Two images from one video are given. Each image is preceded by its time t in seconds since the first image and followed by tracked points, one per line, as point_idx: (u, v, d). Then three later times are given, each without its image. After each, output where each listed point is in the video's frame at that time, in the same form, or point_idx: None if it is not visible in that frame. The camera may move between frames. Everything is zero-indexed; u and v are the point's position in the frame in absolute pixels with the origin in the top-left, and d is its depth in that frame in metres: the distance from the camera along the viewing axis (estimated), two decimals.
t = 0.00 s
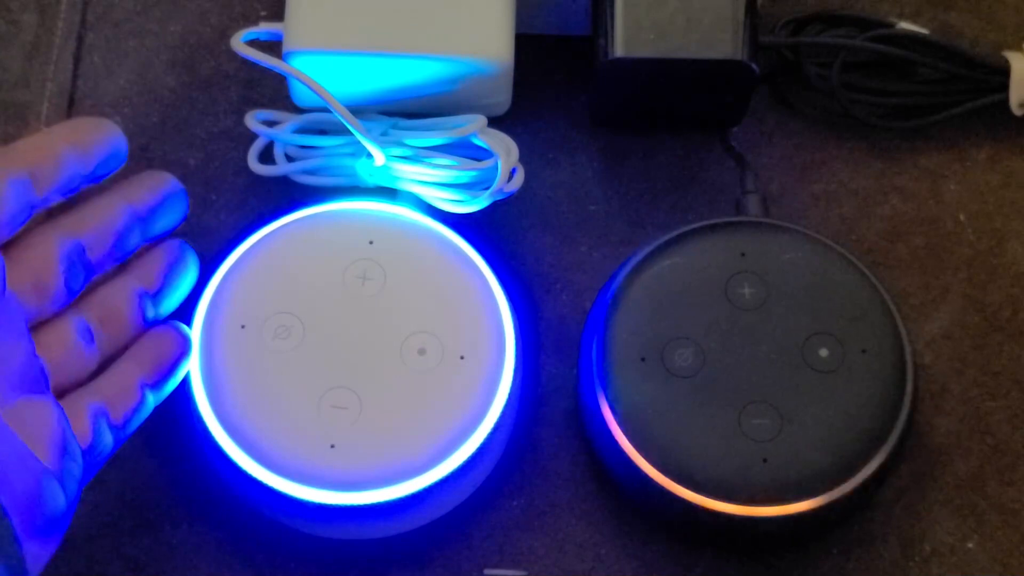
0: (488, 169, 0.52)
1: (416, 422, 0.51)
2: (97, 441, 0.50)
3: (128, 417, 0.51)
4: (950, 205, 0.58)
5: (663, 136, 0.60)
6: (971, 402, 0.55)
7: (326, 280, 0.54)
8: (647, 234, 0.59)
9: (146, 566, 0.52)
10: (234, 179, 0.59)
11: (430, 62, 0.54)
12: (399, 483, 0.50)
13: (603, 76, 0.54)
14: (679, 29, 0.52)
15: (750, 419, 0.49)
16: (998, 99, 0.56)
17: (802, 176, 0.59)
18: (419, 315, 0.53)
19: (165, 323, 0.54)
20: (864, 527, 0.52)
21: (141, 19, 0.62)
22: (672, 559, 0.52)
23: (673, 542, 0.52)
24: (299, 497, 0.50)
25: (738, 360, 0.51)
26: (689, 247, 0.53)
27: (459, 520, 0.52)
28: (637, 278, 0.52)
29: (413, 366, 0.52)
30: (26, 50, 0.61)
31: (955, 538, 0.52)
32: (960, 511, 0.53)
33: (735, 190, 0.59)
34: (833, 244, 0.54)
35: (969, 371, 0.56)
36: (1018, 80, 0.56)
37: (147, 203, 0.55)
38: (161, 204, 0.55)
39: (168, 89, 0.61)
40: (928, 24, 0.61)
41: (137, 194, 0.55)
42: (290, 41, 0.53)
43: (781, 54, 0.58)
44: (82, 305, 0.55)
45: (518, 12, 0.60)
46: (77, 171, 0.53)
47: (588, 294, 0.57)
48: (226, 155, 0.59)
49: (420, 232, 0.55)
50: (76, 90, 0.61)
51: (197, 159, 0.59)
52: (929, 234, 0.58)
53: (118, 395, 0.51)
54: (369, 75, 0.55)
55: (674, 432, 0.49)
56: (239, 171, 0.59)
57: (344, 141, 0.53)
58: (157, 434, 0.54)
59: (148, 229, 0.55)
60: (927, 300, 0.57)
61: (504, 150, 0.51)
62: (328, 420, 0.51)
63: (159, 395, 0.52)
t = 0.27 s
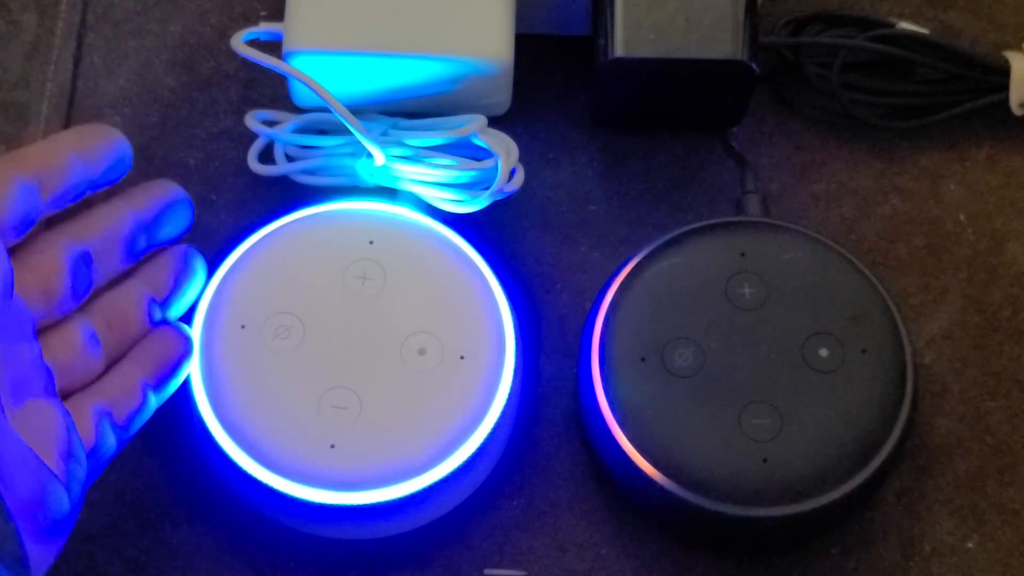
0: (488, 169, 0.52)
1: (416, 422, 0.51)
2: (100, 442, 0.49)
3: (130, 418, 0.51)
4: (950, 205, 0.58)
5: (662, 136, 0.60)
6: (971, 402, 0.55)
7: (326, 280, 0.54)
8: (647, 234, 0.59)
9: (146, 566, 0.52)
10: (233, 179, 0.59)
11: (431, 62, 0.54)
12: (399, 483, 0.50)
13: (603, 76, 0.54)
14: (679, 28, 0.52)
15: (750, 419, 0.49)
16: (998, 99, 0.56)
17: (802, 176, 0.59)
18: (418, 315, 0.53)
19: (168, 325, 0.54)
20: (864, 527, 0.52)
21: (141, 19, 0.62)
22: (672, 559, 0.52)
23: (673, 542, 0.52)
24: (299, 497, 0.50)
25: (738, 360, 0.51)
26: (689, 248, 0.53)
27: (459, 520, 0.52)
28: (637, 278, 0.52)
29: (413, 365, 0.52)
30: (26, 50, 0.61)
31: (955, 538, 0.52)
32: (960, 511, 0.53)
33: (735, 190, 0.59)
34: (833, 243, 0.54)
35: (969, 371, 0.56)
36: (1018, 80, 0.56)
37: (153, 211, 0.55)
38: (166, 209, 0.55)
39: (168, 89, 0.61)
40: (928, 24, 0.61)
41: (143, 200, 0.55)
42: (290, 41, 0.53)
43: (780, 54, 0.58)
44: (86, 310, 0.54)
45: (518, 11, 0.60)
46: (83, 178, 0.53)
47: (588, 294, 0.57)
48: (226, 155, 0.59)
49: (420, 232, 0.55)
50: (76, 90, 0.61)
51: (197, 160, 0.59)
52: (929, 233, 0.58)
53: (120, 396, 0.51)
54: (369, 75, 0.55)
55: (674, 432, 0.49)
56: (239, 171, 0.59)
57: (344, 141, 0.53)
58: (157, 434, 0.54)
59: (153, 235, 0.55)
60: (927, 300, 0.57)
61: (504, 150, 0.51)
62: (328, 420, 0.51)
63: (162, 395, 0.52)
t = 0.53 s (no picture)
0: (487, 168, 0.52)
1: (416, 422, 0.51)
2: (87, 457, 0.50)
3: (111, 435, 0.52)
4: (950, 205, 0.58)
5: (662, 136, 0.60)
6: (971, 402, 0.55)
7: (326, 280, 0.54)
8: (647, 234, 0.59)
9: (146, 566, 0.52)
10: (233, 179, 0.59)
11: (431, 62, 0.53)
12: (399, 483, 0.50)
13: (604, 76, 0.54)
14: (679, 28, 0.52)
15: (750, 419, 0.49)
16: (998, 99, 0.56)
17: (802, 176, 0.59)
18: (418, 315, 0.53)
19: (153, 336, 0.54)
20: (865, 526, 0.52)
21: (141, 18, 0.62)
22: (672, 559, 0.52)
23: (673, 542, 0.52)
24: (299, 497, 0.50)
25: (738, 359, 0.51)
26: (689, 248, 0.53)
27: (459, 520, 0.52)
28: (637, 278, 0.52)
29: (413, 365, 0.52)
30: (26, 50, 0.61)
31: (955, 538, 0.52)
32: (960, 511, 0.53)
33: (734, 190, 0.59)
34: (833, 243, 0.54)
35: (969, 371, 0.56)
36: (1018, 80, 0.56)
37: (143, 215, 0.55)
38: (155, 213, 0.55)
39: (168, 89, 0.61)
40: (928, 24, 0.61)
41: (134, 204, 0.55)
42: (290, 41, 0.53)
43: (781, 54, 0.58)
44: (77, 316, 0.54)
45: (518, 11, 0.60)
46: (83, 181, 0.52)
47: (588, 293, 0.57)
48: (226, 155, 0.59)
49: (420, 232, 0.55)
50: (76, 89, 0.61)
51: (197, 159, 0.59)
52: (929, 233, 0.58)
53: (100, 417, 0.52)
54: (369, 75, 0.55)
55: (674, 432, 0.49)
56: (239, 171, 0.59)
57: (343, 142, 0.53)
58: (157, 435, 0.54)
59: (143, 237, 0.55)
60: (927, 300, 0.57)
61: (504, 150, 0.51)
62: (328, 420, 0.51)
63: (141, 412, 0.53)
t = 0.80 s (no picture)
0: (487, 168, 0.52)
1: (415, 423, 0.51)
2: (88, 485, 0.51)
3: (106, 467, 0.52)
4: (950, 205, 0.58)
5: (662, 136, 0.60)
6: (971, 402, 0.55)
7: (326, 280, 0.54)
8: (646, 234, 0.59)
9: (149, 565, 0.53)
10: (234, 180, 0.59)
11: (431, 62, 0.53)
12: (399, 483, 0.50)
13: (604, 76, 0.54)
14: (679, 29, 0.52)
15: (750, 419, 0.49)
16: (998, 99, 0.56)
17: (802, 176, 0.59)
18: (418, 316, 0.53)
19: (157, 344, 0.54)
20: (864, 526, 0.52)
21: (141, 18, 0.62)
22: (671, 559, 0.52)
23: (673, 542, 0.53)
24: (300, 498, 0.50)
25: (738, 359, 0.51)
26: (689, 248, 0.53)
27: (459, 520, 0.53)
28: (637, 278, 0.52)
29: (412, 366, 0.52)
30: (26, 50, 0.61)
31: (955, 538, 0.53)
32: (960, 511, 0.53)
33: (734, 190, 0.59)
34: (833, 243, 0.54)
35: (969, 371, 0.56)
36: (1018, 80, 0.56)
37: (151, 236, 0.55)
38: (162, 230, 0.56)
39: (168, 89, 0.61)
40: (928, 24, 0.61)
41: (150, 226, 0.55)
42: (290, 41, 0.53)
43: (781, 54, 0.57)
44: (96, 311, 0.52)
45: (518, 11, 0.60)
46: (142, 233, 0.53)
47: (588, 294, 0.57)
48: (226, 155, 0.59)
49: (420, 232, 0.55)
50: (76, 89, 0.61)
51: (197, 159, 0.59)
52: (929, 233, 0.58)
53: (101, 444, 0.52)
54: (368, 75, 0.55)
55: (674, 432, 0.49)
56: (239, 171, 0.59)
57: (345, 141, 0.53)
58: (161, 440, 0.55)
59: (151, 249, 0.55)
60: (927, 300, 0.57)
61: (504, 150, 0.51)
62: (328, 420, 0.51)
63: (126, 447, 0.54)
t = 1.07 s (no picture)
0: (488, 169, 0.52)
1: (416, 423, 0.51)
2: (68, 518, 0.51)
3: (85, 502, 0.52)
4: (950, 205, 0.58)
5: (662, 136, 0.60)
6: (971, 402, 0.55)
7: (326, 280, 0.54)
8: (646, 234, 0.59)
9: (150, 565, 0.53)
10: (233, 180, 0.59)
11: (430, 62, 0.53)
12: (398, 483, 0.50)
13: (603, 76, 0.54)
14: (678, 28, 0.52)
15: (750, 419, 0.49)
16: (998, 99, 0.56)
17: (802, 176, 0.59)
18: (418, 315, 0.53)
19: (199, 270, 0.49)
20: (864, 526, 0.52)
21: (140, 18, 0.62)
22: (671, 558, 0.52)
23: (673, 542, 0.53)
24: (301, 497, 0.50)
25: (738, 359, 0.51)
26: (689, 248, 0.53)
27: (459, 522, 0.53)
28: (637, 279, 0.52)
29: (412, 366, 0.52)
30: (26, 51, 0.61)
31: (955, 538, 0.53)
32: (960, 511, 0.53)
33: (734, 190, 0.59)
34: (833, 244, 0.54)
35: (969, 370, 0.56)
36: (1018, 80, 0.56)
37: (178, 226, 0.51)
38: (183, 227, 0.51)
39: (168, 89, 0.61)
40: (928, 24, 0.61)
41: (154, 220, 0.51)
42: (290, 41, 0.53)
43: (780, 54, 0.57)
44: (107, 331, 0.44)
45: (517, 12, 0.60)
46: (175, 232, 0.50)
47: (588, 293, 0.57)
48: (226, 155, 0.59)
49: (419, 231, 0.55)
50: (76, 89, 0.61)
51: (197, 159, 0.60)
52: (929, 233, 0.58)
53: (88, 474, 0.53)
54: (368, 75, 0.55)
55: (674, 432, 0.49)
56: (239, 171, 0.59)
57: (345, 141, 0.53)
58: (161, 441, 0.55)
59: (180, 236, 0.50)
60: (927, 300, 0.57)
61: (504, 150, 0.51)
62: (327, 420, 0.51)
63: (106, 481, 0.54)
